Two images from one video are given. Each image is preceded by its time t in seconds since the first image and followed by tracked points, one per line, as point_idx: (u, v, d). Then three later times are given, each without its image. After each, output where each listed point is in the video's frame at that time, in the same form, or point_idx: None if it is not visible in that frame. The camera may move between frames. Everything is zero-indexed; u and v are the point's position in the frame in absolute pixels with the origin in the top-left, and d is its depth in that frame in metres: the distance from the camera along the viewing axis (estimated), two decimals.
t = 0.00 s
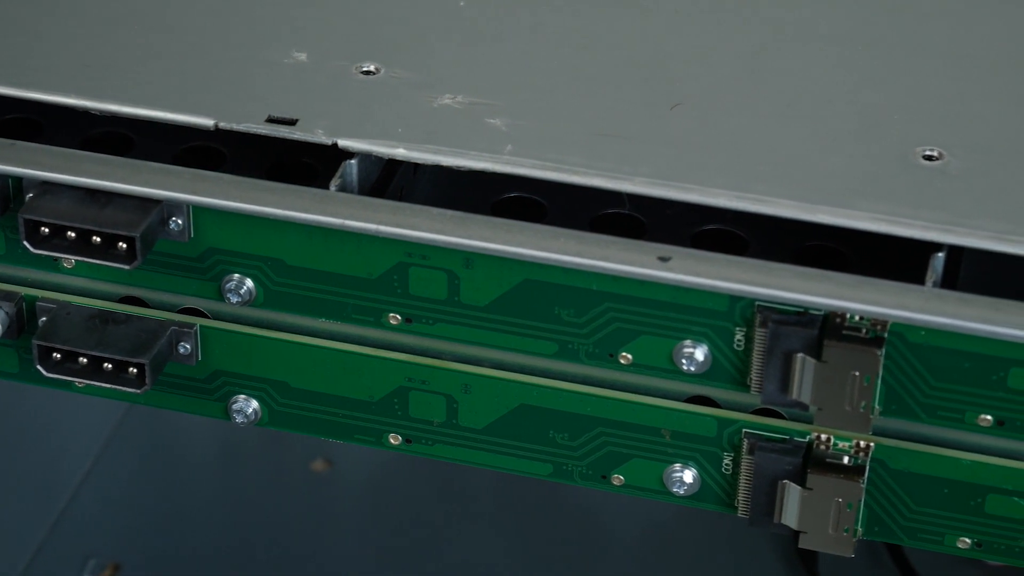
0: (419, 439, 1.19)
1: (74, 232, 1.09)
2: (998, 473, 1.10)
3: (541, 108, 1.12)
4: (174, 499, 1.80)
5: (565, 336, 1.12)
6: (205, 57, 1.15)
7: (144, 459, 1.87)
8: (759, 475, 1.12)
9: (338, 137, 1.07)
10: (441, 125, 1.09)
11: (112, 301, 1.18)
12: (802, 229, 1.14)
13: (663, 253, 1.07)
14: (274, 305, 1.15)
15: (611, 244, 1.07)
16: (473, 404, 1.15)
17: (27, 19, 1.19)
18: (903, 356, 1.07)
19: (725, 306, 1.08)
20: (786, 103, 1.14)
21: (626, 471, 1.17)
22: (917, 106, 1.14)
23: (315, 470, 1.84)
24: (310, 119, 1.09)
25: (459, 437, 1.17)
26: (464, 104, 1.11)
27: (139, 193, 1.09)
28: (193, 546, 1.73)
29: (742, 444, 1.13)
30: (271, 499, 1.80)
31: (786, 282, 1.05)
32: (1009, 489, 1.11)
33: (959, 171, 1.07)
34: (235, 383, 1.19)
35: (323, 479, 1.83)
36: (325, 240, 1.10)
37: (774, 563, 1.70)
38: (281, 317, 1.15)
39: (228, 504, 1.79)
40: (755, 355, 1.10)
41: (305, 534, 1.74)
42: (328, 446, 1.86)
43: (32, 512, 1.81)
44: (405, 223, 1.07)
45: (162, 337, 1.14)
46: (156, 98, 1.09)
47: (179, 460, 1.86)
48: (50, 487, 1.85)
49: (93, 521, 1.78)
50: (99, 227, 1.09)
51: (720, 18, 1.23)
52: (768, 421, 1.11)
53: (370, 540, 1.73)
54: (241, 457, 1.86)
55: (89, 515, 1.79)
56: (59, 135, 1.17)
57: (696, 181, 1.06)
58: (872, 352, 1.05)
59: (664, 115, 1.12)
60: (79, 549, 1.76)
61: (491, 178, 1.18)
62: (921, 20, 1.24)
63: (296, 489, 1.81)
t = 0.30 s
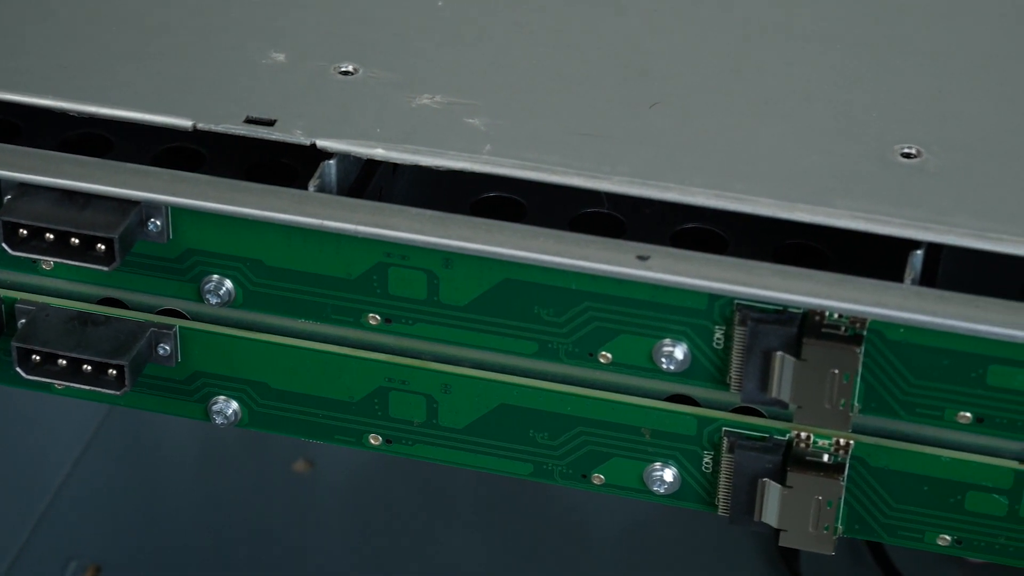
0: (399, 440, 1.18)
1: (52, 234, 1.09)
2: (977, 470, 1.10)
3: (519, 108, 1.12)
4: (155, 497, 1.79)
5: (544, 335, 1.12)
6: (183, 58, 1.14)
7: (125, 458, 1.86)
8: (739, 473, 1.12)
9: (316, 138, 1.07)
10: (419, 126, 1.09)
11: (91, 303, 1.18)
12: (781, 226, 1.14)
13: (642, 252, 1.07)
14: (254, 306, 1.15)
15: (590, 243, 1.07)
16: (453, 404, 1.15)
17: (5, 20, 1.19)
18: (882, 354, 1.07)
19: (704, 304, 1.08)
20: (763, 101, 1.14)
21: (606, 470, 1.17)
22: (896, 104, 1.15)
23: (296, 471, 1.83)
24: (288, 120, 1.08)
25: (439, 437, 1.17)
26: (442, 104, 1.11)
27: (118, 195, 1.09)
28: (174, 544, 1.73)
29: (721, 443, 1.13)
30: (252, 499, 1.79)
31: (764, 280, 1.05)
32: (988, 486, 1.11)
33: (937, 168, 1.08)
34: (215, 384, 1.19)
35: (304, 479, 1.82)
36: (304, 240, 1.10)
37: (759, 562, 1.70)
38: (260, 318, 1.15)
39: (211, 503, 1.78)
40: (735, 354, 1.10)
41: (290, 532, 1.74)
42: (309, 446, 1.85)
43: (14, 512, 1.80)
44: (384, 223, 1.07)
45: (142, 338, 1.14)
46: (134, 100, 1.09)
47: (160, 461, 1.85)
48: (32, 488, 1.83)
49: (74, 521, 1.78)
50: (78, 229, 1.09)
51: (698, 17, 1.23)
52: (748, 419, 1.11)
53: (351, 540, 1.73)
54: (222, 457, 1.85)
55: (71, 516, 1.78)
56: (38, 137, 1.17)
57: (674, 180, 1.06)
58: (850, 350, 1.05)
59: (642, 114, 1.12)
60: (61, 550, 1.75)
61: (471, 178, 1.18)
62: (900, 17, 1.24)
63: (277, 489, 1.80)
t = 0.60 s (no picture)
0: (380, 440, 1.18)
1: (32, 236, 1.09)
2: (957, 467, 1.10)
3: (498, 108, 1.12)
4: (135, 496, 1.76)
5: (525, 335, 1.12)
6: (162, 59, 1.14)
7: (104, 458, 1.83)
8: (720, 472, 1.12)
9: (295, 138, 1.07)
10: (398, 126, 1.09)
11: (71, 305, 1.18)
12: (761, 226, 1.14)
13: (621, 251, 1.07)
14: (234, 307, 1.15)
15: (570, 243, 1.07)
16: (434, 404, 1.15)
17: None
18: (862, 352, 1.07)
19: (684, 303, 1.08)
20: (742, 100, 1.14)
21: (587, 469, 1.17)
22: (875, 102, 1.15)
23: (281, 473, 1.80)
24: (268, 121, 1.08)
25: (420, 437, 1.17)
26: (421, 104, 1.11)
27: (97, 197, 1.08)
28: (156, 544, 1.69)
29: (702, 441, 1.13)
30: (234, 499, 1.75)
31: (744, 279, 1.05)
32: (968, 484, 1.11)
33: (916, 166, 1.08)
34: (195, 386, 1.19)
35: (290, 480, 1.79)
36: (284, 241, 1.10)
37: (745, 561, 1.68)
38: (241, 319, 1.15)
39: (193, 502, 1.75)
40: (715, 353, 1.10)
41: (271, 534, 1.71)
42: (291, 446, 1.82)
43: None
44: (364, 223, 1.07)
45: (122, 340, 1.14)
46: (113, 101, 1.09)
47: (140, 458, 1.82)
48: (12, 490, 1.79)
49: (57, 524, 1.74)
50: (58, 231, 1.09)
51: (677, 17, 1.23)
52: (728, 418, 1.11)
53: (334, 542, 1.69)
54: (202, 457, 1.82)
55: (53, 518, 1.74)
56: (18, 140, 1.17)
57: (653, 179, 1.06)
58: (830, 348, 1.05)
59: (621, 113, 1.12)
60: (42, 552, 1.71)
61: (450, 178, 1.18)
62: (879, 16, 1.24)
63: (256, 490, 1.77)
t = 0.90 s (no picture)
0: (361, 441, 1.18)
1: (11, 238, 1.09)
2: (937, 465, 1.10)
3: (476, 107, 1.12)
4: (118, 498, 1.74)
5: (504, 334, 1.12)
6: (141, 60, 1.14)
7: (86, 460, 1.81)
8: (701, 471, 1.12)
9: (274, 139, 1.07)
10: (378, 126, 1.09)
11: (50, 307, 1.18)
12: (741, 224, 1.14)
13: (600, 250, 1.07)
14: (214, 308, 1.15)
15: (549, 242, 1.07)
16: (414, 404, 1.15)
17: None
18: (842, 349, 1.08)
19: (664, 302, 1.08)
20: (721, 98, 1.14)
21: (567, 469, 1.17)
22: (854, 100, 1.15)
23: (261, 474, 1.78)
24: (246, 122, 1.08)
25: (401, 437, 1.17)
26: (400, 104, 1.11)
27: (75, 198, 1.08)
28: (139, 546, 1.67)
29: (683, 440, 1.13)
30: (217, 501, 1.74)
31: (723, 278, 1.05)
32: (949, 480, 1.11)
33: (894, 164, 1.08)
34: (175, 387, 1.19)
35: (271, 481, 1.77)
36: (263, 242, 1.10)
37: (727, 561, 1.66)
38: (220, 320, 1.15)
39: (174, 504, 1.73)
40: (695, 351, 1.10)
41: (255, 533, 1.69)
42: (273, 447, 1.81)
43: None
44: (343, 224, 1.07)
45: (101, 342, 1.14)
46: (91, 102, 1.09)
47: (122, 459, 1.80)
48: None
49: (39, 525, 1.72)
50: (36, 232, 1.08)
51: (657, 16, 1.23)
52: (709, 416, 1.12)
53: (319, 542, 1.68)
54: (183, 457, 1.80)
55: (36, 520, 1.73)
56: None
57: (632, 178, 1.06)
58: (809, 346, 1.05)
59: (600, 113, 1.12)
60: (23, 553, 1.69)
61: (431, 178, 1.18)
62: (857, 14, 1.25)
63: (239, 491, 1.75)
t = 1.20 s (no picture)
0: (341, 441, 1.18)
1: None
2: (918, 462, 1.11)
3: (456, 107, 1.12)
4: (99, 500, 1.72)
5: (485, 334, 1.12)
6: (120, 61, 1.14)
7: (65, 462, 1.78)
8: (682, 469, 1.12)
9: (254, 139, 1.07)
10: (357, 127, 1.09)
11: (29, 308, 1.18)
12: (721, 223, 1.14)
13: (580, 249, 1.07)
14: (195, 310, 1.15)
15: (529, 242, 1.07)
16: (395, 404, 1.15)
17: None
18: (821, 347, 1.08)
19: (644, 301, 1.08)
20: (699, 97, 1.14)
21: (549, 468, 1.17)
22: (833, 99, 1.15)
23: (243, 475, 1.75)
24: (226, 123, 1.08)
25: (382, 438, 1.17)
26: (379, 105, 1.11)
27: (54, 200, 1.08)
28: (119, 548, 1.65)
29: (663, 439, 1.13)
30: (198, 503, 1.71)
31: (703, 277, 1.05)
32: (929, 478, 1.11)
33: (873, 163, 1.08)
34: (156, 388, 1.18)
35: (252, 484, 1.74)
36: (244, 243, 1.10)
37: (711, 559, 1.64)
38: (201, 321, 1.15)
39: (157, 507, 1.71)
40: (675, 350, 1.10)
41: (238, 534, 1.67)
42: (254, 449, 1.78)
43: None
44: (322, 224, 1.07)
45: (81, 344, 1.14)
46: (70, 104, 1.09)
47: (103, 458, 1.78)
48: None
49: (19, 528, 1.70)
50: (16, 234, 1.08)
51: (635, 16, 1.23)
52: (689, 415, 1.12)
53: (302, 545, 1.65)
54: (165, 460, 1.77)
55: (15, 523, 1.70)
56: None
57: (612, 177, 1.06)
58: (790, 344, 1.05)
59: (579, 112, 1.12)
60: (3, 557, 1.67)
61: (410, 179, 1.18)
62: (837, 12, 1.25)
63: (219, 493, 1.72)
